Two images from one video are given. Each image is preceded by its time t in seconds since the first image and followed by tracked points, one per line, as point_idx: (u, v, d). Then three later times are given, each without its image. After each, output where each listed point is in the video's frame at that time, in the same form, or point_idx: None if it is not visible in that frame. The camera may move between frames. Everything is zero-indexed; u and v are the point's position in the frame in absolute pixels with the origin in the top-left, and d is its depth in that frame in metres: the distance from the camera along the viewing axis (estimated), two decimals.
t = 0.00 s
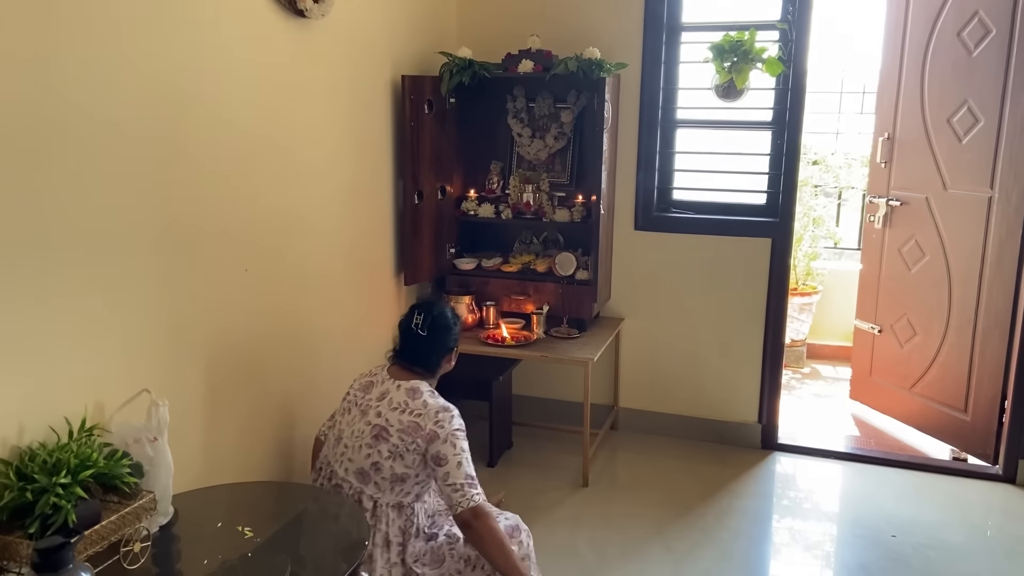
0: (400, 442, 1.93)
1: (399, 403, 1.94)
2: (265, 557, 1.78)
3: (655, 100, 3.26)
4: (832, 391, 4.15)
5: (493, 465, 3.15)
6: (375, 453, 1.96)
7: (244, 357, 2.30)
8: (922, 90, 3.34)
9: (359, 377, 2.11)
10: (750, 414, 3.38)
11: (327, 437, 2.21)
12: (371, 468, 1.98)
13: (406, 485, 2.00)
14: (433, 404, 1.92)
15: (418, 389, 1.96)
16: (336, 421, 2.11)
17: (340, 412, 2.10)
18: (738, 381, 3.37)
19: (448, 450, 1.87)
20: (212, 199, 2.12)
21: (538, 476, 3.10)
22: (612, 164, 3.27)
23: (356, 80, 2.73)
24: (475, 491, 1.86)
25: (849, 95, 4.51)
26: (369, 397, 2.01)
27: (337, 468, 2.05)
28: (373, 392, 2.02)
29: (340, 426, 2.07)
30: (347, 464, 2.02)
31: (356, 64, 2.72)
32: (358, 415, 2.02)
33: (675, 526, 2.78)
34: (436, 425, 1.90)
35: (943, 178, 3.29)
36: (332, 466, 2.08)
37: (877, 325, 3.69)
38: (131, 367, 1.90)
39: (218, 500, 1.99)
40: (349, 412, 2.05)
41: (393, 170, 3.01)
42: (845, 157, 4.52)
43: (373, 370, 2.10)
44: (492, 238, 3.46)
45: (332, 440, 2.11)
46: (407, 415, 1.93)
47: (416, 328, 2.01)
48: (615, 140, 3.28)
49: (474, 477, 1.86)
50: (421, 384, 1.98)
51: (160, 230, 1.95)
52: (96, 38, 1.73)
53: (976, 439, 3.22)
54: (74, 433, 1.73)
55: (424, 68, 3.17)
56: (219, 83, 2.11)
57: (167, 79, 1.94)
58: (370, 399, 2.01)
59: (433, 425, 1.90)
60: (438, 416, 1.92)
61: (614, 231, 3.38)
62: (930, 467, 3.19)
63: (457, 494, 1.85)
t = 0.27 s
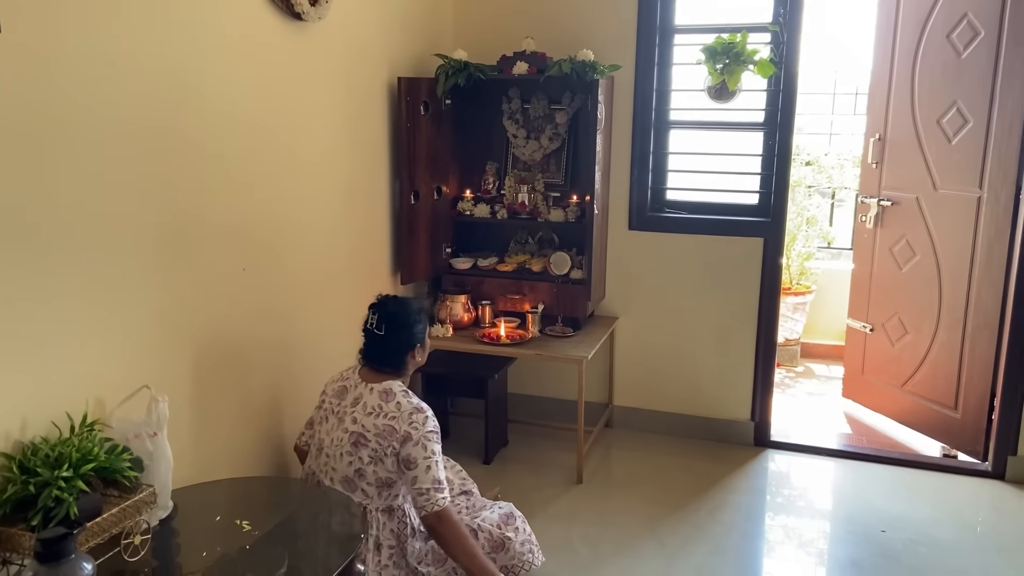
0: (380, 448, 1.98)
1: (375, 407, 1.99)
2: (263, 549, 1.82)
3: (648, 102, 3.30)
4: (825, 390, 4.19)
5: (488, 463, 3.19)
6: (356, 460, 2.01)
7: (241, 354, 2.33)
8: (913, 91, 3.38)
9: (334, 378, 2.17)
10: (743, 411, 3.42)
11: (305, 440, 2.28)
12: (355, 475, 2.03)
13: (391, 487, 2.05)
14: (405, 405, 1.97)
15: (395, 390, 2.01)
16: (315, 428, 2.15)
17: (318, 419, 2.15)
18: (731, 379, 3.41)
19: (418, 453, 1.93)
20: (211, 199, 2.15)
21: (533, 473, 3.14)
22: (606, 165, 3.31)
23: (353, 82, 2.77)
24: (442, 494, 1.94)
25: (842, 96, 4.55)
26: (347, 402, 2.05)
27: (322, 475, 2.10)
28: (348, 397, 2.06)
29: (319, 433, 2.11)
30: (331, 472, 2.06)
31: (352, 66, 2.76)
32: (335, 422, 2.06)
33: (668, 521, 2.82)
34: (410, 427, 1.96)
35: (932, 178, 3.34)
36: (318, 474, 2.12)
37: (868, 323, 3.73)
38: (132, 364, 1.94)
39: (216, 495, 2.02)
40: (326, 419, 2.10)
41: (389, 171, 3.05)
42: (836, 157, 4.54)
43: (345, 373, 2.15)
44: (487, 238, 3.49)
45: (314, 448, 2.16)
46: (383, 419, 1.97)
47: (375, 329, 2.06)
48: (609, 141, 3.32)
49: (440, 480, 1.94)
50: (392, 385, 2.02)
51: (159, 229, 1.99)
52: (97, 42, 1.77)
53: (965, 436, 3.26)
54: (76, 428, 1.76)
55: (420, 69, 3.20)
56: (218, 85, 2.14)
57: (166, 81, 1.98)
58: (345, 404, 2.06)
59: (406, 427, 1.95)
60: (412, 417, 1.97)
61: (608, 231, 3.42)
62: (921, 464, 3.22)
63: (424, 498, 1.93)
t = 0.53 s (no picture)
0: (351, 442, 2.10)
1: (348, 405, 2.11)
2: (260, 542, 1.86)
3: (640, 104, 3.35)
4: (817, 388, 4.24)
5: (483, 459, 3.23)
6: (334, 455, 2.13)
7: (238, 352, 2.38)
8: (900, 93, 3.44)
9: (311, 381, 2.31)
10: (734, 408, 3.47)
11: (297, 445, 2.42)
12: (336, 470, 2.15)
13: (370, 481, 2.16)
14: (373, 400, 2.09)
15: (370, 387, 2.13)
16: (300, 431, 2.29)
17: (301, 422, 2.28)
18: (722, 377, 3.46)
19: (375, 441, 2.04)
20: (209, 200, 2.20)
21: (527, 469, 3.19)
22: (598, 165, 3.36)
23: (349, 85, 2.82)
24: (382, 488, 2.01)
25: (833, 97, 4.61)
26: (324, 401, 2.18)
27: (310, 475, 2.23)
28: (324, 397, 2.20)
29: (304, 435, 2.25)
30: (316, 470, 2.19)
31: (348, 70, 2.81)
32: (315, 421, 2.19)
33: (659, 516, 2.87)
34: (378, 421, 2.07)
35: (920, 178, 3.39)
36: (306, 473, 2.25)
37: (858, 321, 3.78)
38: (131, 360, 1.98)
39: (214, 490, 2.07)
40: (308, 421, 2.23)
41: (385, 172, 3.10)
42: (829, 158, 4.62)
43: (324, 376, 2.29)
44: (482, 238, 3.54)
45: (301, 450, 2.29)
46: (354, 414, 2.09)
47: (346, 330, 2.19)
48: (601, 142, 3.37)
49: (385, 473, 2.02)
50: (364, 382, 2.14)
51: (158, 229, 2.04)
52: (97, 46, 1.82)
53: (953, 431, 3.31)
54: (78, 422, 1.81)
55: (415, 72, 3.25)
56: (215, 88, 2.19)
57: (165, 85, 2.03)
58: (322, 403, 2.19)
59: (371, 420, 2.08)
60: (380, 411, 2.09)
61: (601, 231, 3.47)
62: (910, 460, 3.27)
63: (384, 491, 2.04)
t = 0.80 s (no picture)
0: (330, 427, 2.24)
1: (329, 391, 2.26)
2: (256, 531, 1.92)
3: (632, 104, 3.39)
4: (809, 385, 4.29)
5: (478, 455, 3.28)
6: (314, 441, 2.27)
7: (235, 348, 2.43)
8: (889, 93, 3.49)
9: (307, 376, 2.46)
10: (725, 404, 3.52)
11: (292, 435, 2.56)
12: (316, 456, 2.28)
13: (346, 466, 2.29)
14: (351, 387, 2.24)
15: (353, 375, 2.28)
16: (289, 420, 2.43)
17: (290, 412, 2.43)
18: (714, 373, 3.51)
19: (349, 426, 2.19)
20: (206, 199, 2.25)
21: (521, 464, 3.24)
22: (591, 165, 3.41)
23: (345, 87, 2.87)
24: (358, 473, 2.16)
25: (826, 97, 4.67)
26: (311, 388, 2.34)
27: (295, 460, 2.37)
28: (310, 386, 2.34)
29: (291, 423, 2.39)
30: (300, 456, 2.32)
31: (345, 72, 2.86)
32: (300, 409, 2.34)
33: (650, 510, 2.92)
34: (353, 406, 2.22)
35: (909, 177, 3.44)
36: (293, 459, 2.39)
37: (849, 319, 3.83)
38: (131, 355, 2.03)
39: (212, 482, 2.12)
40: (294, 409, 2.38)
41: (380, 172, 3.15)
42: (821, 158, 4.68)
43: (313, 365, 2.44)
44: (477, 237, 3.59)
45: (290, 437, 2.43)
46: (332, 401, 2.24)
47: (339, 322, 2.33)
48: (594, 142, 3.42)
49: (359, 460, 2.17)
50: (350, 372, 2.29)
51: (157, 227, 2.09)
52: (96, 49, 1.87)
53: (941, 426, 3.36)
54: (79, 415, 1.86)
55: (410, 73, 3.30)
56: (212, 90, 2.24)
57: (163, 87, 2.07)
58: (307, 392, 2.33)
59: (346, 405, 2.22)
60: (356, 397, 2.23)
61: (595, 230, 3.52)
62: (900, 454, 3.32)
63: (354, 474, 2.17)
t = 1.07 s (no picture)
0: (320, 414, 2.32)
1: (323, 381, 2.34)
2: (253, 527, 1.96)
3: (626, 107, 3.43)
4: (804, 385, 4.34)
5: (475, 454, 3.32)
6: (307, 425, 2.36)
7: (232, 348, 2.47)
8: (880, 97, 3.54)
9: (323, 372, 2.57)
10: (719, 404, 3.56)
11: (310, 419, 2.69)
12: (307, 440, 2.37)
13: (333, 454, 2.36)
14: (339, 380, 2.30)
15: (347, 367, 2.34)
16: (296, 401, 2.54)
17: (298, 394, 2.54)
18: (708, 374, 3.55)
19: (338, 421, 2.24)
20: (204, 202, 2.29)
21: (517, 463, 3.28)
22: (586, 168, 3.45)
23: (343, 91, 2.92)
24: (347, 468, 2.20)
25: (819, 101, 4.72)
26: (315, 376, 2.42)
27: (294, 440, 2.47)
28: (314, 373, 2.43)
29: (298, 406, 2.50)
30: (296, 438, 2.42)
31: (342, 77, 2.90)
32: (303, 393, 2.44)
33: (643, 508, 2.96)
34: (339, 398, 2.28)
35: (899, 179, 3.49)
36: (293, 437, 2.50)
37: (841, 319, 3.88)
38: (130, 356, 2.07)
39: (209, 479, 2.16)
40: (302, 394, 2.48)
41: (378, 175, 3.18)
42: (813, 161, 4.72)
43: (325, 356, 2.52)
44: (475, 239, 3.61)
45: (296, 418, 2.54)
46: (323, 391, 2.32)
47: (350, 314, 2.39)
48: (589, 146, 3.46)
49: (350, 455, 2.21)
50: (351, 365, 2.34)
51: (155, 230, 2.13)
52: (96, 56, 1.91)
53: (931, 425, 3.40)
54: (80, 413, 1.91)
55: (407, 78, 3.34)
56: (209, 95, 2.28)
57: (161, 93, 2.12)
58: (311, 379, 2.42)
59: (336, 397, 2.28)
60: (342, 391, 2.28)
61: (590, 232, 3.57)
62: (891, 453, 3.36)
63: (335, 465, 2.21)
